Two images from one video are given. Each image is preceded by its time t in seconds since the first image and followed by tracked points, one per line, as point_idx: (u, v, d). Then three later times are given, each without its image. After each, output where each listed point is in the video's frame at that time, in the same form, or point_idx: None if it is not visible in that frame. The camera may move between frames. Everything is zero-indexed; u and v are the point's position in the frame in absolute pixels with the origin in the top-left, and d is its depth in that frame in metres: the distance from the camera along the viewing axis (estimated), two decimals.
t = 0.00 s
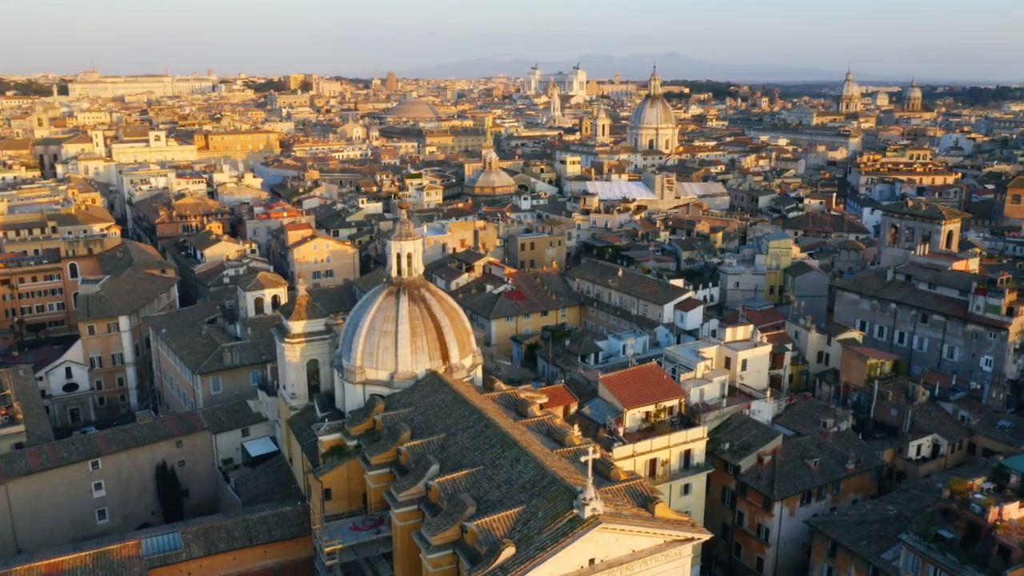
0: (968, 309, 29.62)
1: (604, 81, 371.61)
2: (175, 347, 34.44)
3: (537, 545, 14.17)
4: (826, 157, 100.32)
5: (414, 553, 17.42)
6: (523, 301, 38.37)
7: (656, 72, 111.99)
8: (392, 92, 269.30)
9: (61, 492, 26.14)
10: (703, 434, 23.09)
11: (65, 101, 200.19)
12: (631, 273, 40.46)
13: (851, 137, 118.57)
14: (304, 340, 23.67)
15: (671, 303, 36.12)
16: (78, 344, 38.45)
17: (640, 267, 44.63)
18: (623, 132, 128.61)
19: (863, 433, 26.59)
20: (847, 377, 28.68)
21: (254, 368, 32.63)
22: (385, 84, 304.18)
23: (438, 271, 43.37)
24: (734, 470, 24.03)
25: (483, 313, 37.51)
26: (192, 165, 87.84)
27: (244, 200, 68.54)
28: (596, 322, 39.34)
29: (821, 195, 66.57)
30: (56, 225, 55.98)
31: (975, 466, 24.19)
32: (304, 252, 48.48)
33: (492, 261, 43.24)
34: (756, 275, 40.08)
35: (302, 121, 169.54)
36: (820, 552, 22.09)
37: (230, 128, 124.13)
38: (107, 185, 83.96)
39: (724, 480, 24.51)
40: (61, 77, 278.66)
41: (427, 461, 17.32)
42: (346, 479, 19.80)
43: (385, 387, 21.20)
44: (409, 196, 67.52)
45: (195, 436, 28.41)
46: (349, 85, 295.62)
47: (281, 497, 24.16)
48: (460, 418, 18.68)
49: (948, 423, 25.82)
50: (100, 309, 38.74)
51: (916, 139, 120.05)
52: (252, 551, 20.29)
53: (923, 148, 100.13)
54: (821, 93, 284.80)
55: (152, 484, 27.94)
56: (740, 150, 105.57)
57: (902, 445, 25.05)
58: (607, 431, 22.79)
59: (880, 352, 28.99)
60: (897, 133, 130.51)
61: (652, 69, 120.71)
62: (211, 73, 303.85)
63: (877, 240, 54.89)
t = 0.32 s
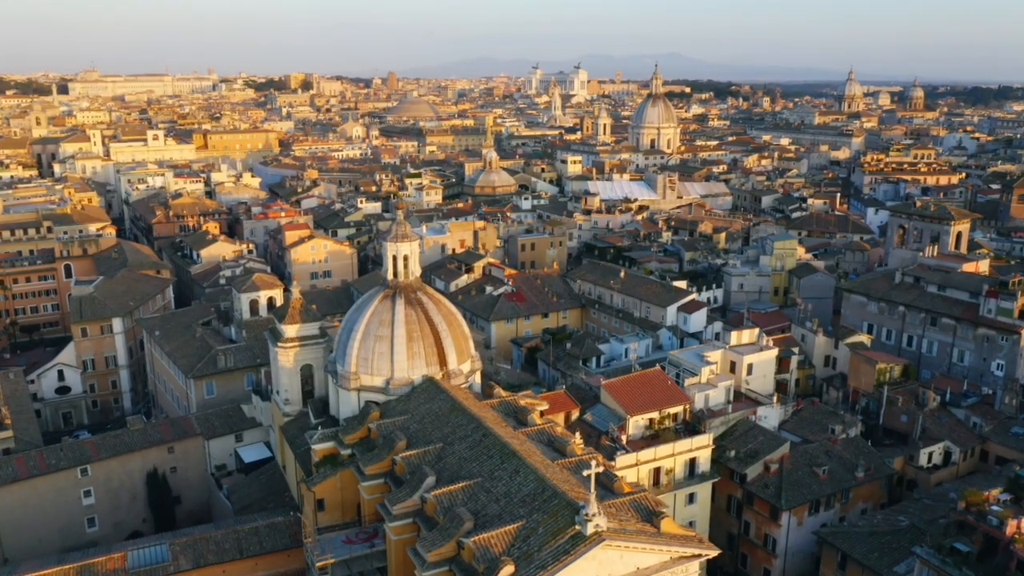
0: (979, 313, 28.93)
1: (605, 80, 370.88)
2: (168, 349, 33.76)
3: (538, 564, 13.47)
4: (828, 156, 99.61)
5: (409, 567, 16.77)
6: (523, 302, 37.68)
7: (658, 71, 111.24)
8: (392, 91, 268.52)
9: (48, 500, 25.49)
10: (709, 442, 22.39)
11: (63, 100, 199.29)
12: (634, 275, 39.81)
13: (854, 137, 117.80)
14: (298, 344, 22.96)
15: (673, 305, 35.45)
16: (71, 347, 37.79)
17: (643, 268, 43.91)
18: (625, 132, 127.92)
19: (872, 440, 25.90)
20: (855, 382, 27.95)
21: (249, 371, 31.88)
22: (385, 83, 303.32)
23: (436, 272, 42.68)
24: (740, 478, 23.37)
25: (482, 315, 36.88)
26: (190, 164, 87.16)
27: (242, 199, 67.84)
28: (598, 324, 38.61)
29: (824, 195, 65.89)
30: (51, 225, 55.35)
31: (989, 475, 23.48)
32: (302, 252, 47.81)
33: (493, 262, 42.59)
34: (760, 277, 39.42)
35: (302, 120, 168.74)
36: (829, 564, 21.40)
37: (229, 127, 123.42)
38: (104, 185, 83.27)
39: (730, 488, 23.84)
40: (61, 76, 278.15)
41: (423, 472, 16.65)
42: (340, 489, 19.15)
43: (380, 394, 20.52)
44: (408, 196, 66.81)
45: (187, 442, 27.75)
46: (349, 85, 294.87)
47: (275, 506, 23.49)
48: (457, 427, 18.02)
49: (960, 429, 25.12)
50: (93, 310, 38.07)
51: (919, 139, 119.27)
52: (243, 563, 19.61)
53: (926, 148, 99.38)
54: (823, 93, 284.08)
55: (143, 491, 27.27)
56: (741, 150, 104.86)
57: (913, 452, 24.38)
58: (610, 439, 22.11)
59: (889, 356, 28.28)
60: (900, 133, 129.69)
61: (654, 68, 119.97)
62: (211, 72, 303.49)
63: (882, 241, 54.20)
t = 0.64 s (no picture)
0: (991, 316, 28.16)
1: (607, 80, 370.08)
2: (160, 353, 33.00)
3: None
4: (831, 156, 98.89)
5: None
6: (523, 305, 36.94)
7: (660, 70, 110.39)
8: (393, 91, 267.83)
9: (34, 509, 24.74)
10: (715, 451, 21.61)
11: (62, 100, 198.63)
12: (636, 276, 39.07)
13: (857, 136, 117.00)
14: (290, 350, 22.22)
15: (677, 307, 34.71)
16: (61, 350, 37.07)
17: (645, 269, 43.12)
18: (626, 131, 127.20)
19: (882, 448, 25.11)
20: (864, 388, 27.17)
21: (242, 376, 31.13)
22: (385, 83, 302.66)
23: (435, 274, 41.89)
24: (747, 488, 22.62)
25: (482, 318, 36.20)
26: (188, 164, 86.42)
27: (239, 199, 67.05)
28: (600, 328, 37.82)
29: (828, 195, 65.12)
30: (46, 225, 54.61)
31: (1004, 486, 22.72)
32: (299, 253, 47.07)
33: (492, 264, 41.86)
34: (766, 279, 38.63)
35: (302, 119, 167.95)
36: None
37: (228, 126, 122.74)
38: (101, 184, 82.52)
39: (737, 498, 23.07)
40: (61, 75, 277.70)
41: (417, 486, 15.89)
42: (332, 501, 18.39)
43: (374, 402, 19.76)
44: (407, 196, 66.03)
45: (178, 448, 27.02)
46: (349, 84, 294.23)
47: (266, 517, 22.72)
48: (454, 438, 17.26)
49: (974, 438, 24.34)
50: (84, 312, 37.36)
51: (923, 138, 118.45)
52: None
53: (930, 147, 98.57)
54: (825, 93, 283.16)
55: (132, 500, 26.53)
56: (744, 149, 104.08)
57: (925, 462, 23.62)
58: (613, 448, 21.35)
59: (900, 361, 27.46)
60: (903, 132, 128.87)
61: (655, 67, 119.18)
62: (211, 72, 302.83)
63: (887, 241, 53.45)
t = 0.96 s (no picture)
0: (1006, 321, 27.28)
1: (608, 80, 369.23)
2: (150, 358, 32.18)
3: None
4: (834, 156, 98.10)
5: None
6: (523, 307, 36.12)
7: (661, 68, 109.42)
8: (393, 90, 267.08)
9: (17, 520, 23.92)
10: (723, 462, 20.74)
11: (62, 99, 197.76)
12: (639, 278, 38.24)
13: (860, 135, 116.14)
14: (281, 357, 21.35)
15: (681, 311, 33.90)
16: (51, 353, 36.22)
17: (648, 271, 42.26)
18: (628, 130, 126.38)
19: (895, 458, 24.24)
20: (876, 395, 26.24)
21: (235, 381, 30.28)
22: (386, 83, 301.87)
23: (433, 276, 41.04)
24: (756, 500, 21.76)
25: (481, 321, 35.40)
26: (185, 163, 85.62)
27: (236, 199, 66.19)
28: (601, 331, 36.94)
29: (833, 195, 64.25)
30: (39, 225, 53.83)
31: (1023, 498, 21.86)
32: (295, 254, 46.23)
33: (492, 265, 41.01)
34: (772, 281, 37.77)
35: (302, 118, 167.20)
36: None
37: (227, 126, 121.84)
38: (98, 184, 81.75)
39: (745, 510, 22.22)
40: (61, 75, 276.96)
41: (411, 503, 15.05)
42: (322, 517, 17.56)
43: (368, 412, 18.92)
44: (406, 196, 65.20)
45: (167, 457, 26.20)
46: (350, 83, 293.50)
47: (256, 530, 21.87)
48: (450, 451, 16.42)
49: (990, 447, 23.48)
50: (74, 315, 36.53)
51: (927, 138, 117.57)
52: None
53: (934, 147, 97.72)
54: (827, 93, 282.09)
55: (119, 510, 25.70)
56: (746, 149, 103.28)
57: (940, 472, 22.79)
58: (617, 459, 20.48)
59: (912, 367, 26.57)
60: (907, 131, 127.95)
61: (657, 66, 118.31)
62: (211, 72, 302.18)
63: (893, 242, 52.62)
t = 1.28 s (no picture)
0: None
1: (608, 79, 368.47)
2: (140, 363, 31.28)
3: None
4: (838, 155, 97.21)
5: None
6: (523, 311, 35.23)
7: (663, 67, 108.42)
8: (393, 90, 266.27)
9: None
10: (732, 476, 19.81)
11: (61, 99, 197.06)
12: (642, 281, 37.33)
13: (864, 135, 115.19)
14: (270, 365, 20.45)
15: (686, 314, 33.01)
16: (39, 358, 35.33)
17: (652, 274, 41.38)
18: (630, 130, 125.52)
19: (910, 469, 23.31)
20: (889, 404, 25.28)
21: (226, 388, 29.35)
22: (386, 82, 301.07)
23: (431, 278, 40.15)
24: (765, 515, 20.85)
25: (480, 325, 34.51)
26: (182, 163, 84.80)
27: (233, 199, 65.30)
28: (604, 335, 35.98)
29: (838, 195, 63.33)
30: (32, 226, 53.02)
31: None
32: (291, 255, 45.32)
33: (491, 267, 40.09)
34: (778, 284, 36.84)
35: (302, 118, 166.49)
36: None
37: (225, 125, 120.96)
38: (94, 183, 80.93)
39: (754, 525, 21.30)
40: (60, 74, 276.21)
41: (403, 525, 14.12)
42: (311, 536, 16.68)
43: (359, 424, 18.01)
44: (406, 195, 64.35)
45: (154, 467, 25.31)
46: (350, 83, 292.87)
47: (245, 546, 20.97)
48: (445, 469, 15.52)
49: (1009, 459, 22.57)
50: (63, 319, 35.66)
51: (931, 138, 116.67)
52: None
53: (939, 146, 96.79)
54: (828, 92, 281.27)
55: (105, 522, 24.79)
56: (749, 148, 102.38)
57: (958, 485, 21.88)
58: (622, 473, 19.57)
59: (926, 374, 25.63)
60: (911, 131, 127.01)
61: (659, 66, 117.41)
62: (211, 71, 301.51)
63: (900, 244, 51.71)
